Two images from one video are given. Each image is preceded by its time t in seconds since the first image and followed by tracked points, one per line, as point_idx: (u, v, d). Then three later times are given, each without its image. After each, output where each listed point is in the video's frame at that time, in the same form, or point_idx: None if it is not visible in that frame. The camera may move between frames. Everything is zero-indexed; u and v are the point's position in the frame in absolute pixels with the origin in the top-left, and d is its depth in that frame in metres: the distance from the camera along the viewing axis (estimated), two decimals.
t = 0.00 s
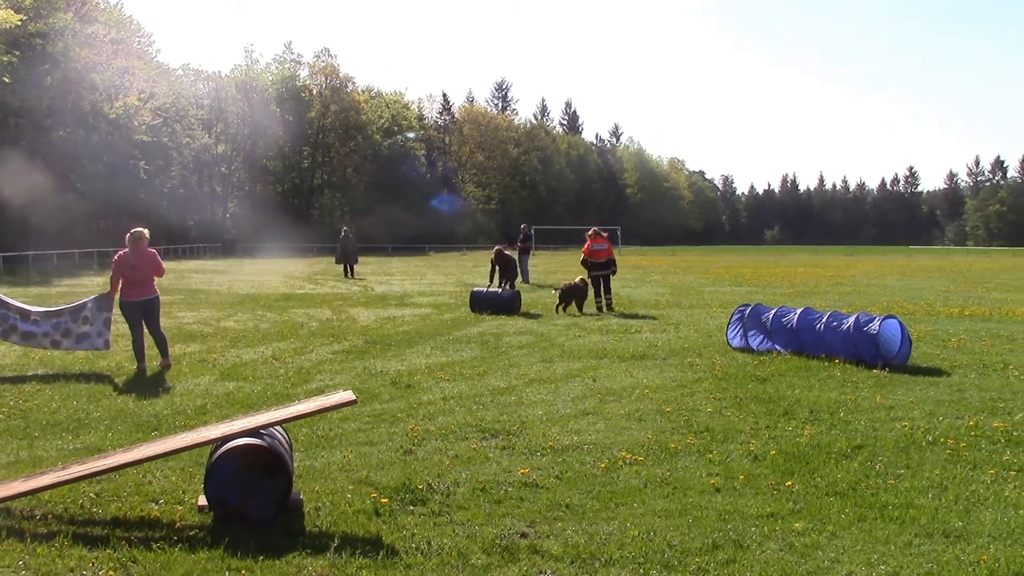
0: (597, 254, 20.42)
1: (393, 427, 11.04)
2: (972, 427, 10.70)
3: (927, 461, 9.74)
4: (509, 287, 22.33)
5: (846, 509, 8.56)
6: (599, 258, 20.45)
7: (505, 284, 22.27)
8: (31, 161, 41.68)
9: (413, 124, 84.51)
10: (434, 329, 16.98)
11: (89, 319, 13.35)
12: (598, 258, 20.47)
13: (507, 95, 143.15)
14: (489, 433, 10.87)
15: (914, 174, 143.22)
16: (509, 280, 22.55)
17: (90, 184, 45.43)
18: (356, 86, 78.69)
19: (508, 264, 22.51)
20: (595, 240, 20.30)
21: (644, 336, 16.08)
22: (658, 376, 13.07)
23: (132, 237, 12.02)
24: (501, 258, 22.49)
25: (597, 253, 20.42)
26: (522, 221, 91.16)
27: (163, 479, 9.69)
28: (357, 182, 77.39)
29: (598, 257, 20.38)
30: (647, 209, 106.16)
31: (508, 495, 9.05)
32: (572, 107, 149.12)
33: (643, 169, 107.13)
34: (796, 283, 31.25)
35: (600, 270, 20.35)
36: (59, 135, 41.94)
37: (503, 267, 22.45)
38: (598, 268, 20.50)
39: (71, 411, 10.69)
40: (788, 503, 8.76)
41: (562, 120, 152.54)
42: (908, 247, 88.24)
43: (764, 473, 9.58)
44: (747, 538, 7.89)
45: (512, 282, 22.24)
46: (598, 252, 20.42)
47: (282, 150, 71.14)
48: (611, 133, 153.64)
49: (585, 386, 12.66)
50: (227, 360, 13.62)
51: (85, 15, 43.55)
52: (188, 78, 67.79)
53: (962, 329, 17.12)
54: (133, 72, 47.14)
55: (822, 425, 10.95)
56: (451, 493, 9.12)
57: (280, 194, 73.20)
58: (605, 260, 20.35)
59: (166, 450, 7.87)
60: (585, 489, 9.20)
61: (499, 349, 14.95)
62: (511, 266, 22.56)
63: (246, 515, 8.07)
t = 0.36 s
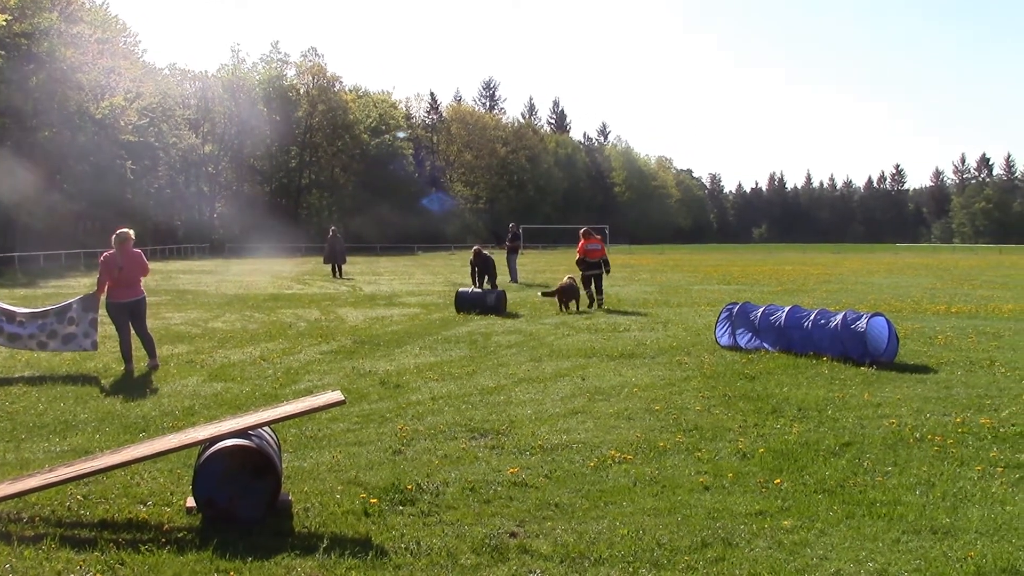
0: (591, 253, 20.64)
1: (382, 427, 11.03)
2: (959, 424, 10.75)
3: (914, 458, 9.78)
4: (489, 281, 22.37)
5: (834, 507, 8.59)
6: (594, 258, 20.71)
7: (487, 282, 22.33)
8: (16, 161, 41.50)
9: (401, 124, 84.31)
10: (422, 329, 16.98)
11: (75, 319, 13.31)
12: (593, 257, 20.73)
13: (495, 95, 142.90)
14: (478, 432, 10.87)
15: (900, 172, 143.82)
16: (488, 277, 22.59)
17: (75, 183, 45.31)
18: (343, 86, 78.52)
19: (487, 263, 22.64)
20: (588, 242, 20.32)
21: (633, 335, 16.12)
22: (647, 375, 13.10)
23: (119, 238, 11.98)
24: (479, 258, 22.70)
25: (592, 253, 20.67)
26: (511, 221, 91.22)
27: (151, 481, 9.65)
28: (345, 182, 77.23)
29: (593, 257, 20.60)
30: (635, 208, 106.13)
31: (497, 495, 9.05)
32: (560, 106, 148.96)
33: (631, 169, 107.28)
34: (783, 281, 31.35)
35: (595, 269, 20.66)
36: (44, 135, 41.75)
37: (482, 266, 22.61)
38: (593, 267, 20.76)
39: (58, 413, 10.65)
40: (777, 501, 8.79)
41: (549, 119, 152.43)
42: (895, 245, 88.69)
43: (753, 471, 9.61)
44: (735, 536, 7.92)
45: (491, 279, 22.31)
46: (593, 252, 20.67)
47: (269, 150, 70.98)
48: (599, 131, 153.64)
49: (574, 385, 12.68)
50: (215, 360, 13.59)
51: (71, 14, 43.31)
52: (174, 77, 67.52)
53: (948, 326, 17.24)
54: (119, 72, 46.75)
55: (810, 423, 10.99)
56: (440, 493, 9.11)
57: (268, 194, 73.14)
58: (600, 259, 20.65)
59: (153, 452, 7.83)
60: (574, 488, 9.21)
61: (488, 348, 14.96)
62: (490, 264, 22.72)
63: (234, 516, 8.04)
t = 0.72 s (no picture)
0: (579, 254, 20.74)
1: (374, 426, 11.03)
2: (950, 423, 10.78)
3: (906, 457, 9.81)
4: (476, 279, 22.29)
5: (825, 505, 8.61)
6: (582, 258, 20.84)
7: (475, 281, 22.28)
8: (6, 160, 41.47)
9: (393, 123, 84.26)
10: (414, 328, 16.96)
11: (64, 318, 13.25)
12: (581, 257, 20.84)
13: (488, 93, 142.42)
14: (470, 432, 10.87)
15: (891, 172, 144.09)
16: (476, 275, 22.55)
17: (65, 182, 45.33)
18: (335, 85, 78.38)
19: (475, 262, 22.60)
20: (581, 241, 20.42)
21: (625, 334, 16.13)
22: (639, 374, 13.11)
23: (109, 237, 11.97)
24: (468, 257, 22.68)
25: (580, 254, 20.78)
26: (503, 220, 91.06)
27: (142, 480, 9.63)
28: (337, 181, 77.04)
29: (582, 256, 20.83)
30: (627, 208, 106.10)
31: (489, 495, 9.05)
32: (552, 105, 148.74)
33: (624, 168, 107.21)
34: (775, 280, 31.37)
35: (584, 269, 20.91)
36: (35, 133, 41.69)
37: (470, 266, 22.58)
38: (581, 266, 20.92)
39: (49, 413, 10.62)
40: (768, 499, 8.81)
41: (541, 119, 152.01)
42: (886, 245, 88.98)
43: (744, 470, 9.63)
44: (726, 535, 7.94)
45: (479, 278, 22.26)
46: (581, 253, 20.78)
47: (261, 149, 70.94)
48: (591, 131, 153.54)
49: (567, 384, 12.68)
50: (207, 360, 13.57)
51: (63, 13, 43.19)
52: (166, 76, 67.33)
53: (939, 325, 17.29)
54: (111, 71, 46.62)
55: (802, 422, 11.01)
56: (432, 493, 9.11)
57: (260, 194, 73.29)
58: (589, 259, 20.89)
59: (145, 451, 7.80)
60: (566, 487, 9.22)
61: (480, 347, 14.97)
62: (478, 264, 22.70)
63: (226, 515, 8.03)
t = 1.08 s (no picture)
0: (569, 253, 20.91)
1: (373, 427, 11.04)
2: (948, 422, 10.80)
3: (904, 456, 9.82)
4: (473, 280, 22.32)
5: (823, 505, 8.62)
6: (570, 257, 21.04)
7: (470, 282, 22.27)
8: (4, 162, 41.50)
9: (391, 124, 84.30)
10: (413, 329, 16.97)
11: (62, 319, 13.25)
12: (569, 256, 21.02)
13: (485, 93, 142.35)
14: (469, 432, 10.88)
15: (889, 171, 144.23)
16: (472, 277, 22.58)
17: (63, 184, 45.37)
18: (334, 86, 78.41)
19: (471, 262, 22.60)
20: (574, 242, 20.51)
21: (623, 334, 16.15)
22: (637, 374, 13.13)
23: (107, 238, 11.98)
24: (464, 257, 22.68)
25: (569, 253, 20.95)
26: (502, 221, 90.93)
27: (141, 481, 9.65)
28: (336, 182, 76.94)
29: (571, 254, 21.03)
30: (625, 208, 106.17)
31: (488, 495, 9.05)
32: (550, 105, 148.76)
33: (622, 169, 107.24)
34: (773, 280, 31.35)
35: (574, 267, 21.21)
36: (32, 135, 41.69)
37: (467, 266, 22.59)
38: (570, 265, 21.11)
39: (48, 415, 10.61)
40: (767, 499, 8.82)
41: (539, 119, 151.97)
42: (884, 245, 89.19)
43: (742, 469, 9.64)
44: (725, 534, 7.95)
45: (473, 278, 22.26)
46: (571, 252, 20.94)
47: (259, 151, 71.02)
48: (590, 131, 153.61)
49: (565, 385, 12.68)
50: (205, 361, 13.58)
51: (60, 15, 43.22)
52: (164, 78, 67.32)
53: (937, 324, 17.33)
54: (108, 72, 46.63)
55: (800, 421, 11.03)
56: (431, 493, 9.12)
57: (257, 195, 73.50)
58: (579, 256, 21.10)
59: (144, 453, 7.80)
60: (565, 487, 9.23)
61: (479, 348, 14.99)
62: (475, 264, 22.70)
63: (224, 516, 8.04)
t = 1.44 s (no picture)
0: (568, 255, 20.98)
1: (376, 429, 11.04)
2: (953, 425, 10.76)
3: (908, 460, 9.79)
4: (475, 282, 22.33)
5: (827, 508, 8.60)
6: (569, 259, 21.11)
7: (472, 283, 22.28)
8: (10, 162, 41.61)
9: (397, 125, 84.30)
10: (416, 330, 16.97)
11: (67, 320, 13.29)
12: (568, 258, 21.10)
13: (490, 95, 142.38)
14: (473, 434, 10.88)
15: (895, 174, 143.83)
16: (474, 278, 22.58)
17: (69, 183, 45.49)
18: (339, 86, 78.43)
19: (473, 263, 22.59)
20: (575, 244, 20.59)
21: (627, 336, 16.14)
22: (641, 376, 13.12)
23: (114, 240, 12.01)
24: (467, 258, 22.66)
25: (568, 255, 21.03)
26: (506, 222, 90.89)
27: (145, 482, 9.66)
28: (341, 183, 77.10)
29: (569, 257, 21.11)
30: (631, 210, 106.04)
31: (492, 497, 9.05)
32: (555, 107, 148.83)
33: (627, 171, 107.09)
34: (779, 283, 31.26)
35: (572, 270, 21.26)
36: (38, 135, 41.79)
37: (469, 266, 22.59)
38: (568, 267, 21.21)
39: (52, 415, 10.64)
40: (771, 502, 8.80)
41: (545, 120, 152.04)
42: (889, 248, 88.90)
43: (747, 473, 9.62)
44: (729, 537, 7.93)
45: (476, 280, 22.26)
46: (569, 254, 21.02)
47: (264, 151, 71.07)
48: (595, 133, 153.58)
49: (569, 387, 12.66)
50: (210, 362, 13.60)
51: (66, 15, 43.32)
52: (170, 78, 67.42)
53: (942, 327, 17.31)
54: (114, 72, 46.70)
55: (804, 424, 11.01)
56: (434, 495, 9.11)
57: (263, 195, 73.39)
58: (580, 259, 21.21)
59: (148, 453, 7.80)
60: (568, 490, 9.22)
61: (483, 349, 14.99)
62: (477, 265, 22.68)
63: (227, 517, 8.05)
